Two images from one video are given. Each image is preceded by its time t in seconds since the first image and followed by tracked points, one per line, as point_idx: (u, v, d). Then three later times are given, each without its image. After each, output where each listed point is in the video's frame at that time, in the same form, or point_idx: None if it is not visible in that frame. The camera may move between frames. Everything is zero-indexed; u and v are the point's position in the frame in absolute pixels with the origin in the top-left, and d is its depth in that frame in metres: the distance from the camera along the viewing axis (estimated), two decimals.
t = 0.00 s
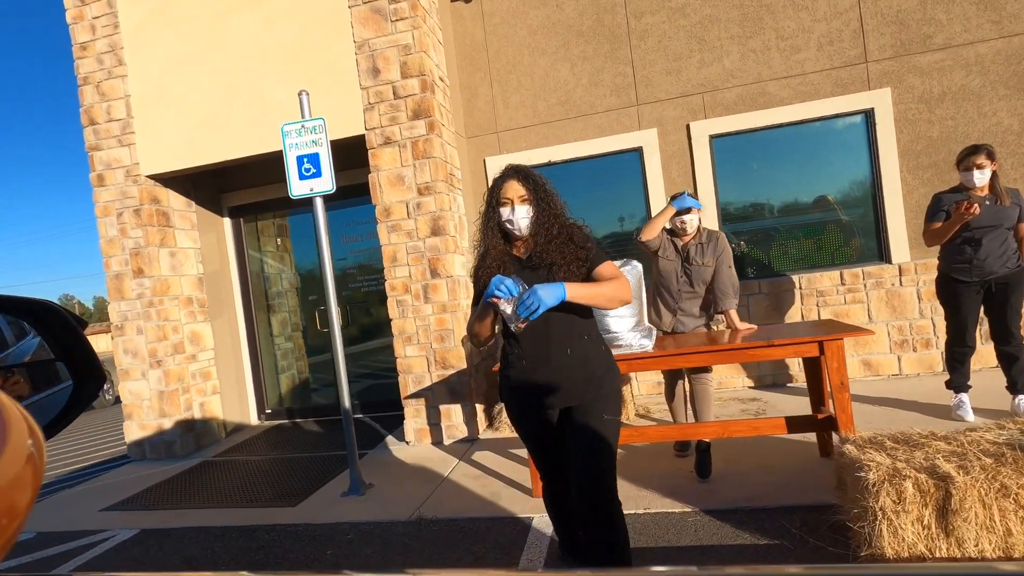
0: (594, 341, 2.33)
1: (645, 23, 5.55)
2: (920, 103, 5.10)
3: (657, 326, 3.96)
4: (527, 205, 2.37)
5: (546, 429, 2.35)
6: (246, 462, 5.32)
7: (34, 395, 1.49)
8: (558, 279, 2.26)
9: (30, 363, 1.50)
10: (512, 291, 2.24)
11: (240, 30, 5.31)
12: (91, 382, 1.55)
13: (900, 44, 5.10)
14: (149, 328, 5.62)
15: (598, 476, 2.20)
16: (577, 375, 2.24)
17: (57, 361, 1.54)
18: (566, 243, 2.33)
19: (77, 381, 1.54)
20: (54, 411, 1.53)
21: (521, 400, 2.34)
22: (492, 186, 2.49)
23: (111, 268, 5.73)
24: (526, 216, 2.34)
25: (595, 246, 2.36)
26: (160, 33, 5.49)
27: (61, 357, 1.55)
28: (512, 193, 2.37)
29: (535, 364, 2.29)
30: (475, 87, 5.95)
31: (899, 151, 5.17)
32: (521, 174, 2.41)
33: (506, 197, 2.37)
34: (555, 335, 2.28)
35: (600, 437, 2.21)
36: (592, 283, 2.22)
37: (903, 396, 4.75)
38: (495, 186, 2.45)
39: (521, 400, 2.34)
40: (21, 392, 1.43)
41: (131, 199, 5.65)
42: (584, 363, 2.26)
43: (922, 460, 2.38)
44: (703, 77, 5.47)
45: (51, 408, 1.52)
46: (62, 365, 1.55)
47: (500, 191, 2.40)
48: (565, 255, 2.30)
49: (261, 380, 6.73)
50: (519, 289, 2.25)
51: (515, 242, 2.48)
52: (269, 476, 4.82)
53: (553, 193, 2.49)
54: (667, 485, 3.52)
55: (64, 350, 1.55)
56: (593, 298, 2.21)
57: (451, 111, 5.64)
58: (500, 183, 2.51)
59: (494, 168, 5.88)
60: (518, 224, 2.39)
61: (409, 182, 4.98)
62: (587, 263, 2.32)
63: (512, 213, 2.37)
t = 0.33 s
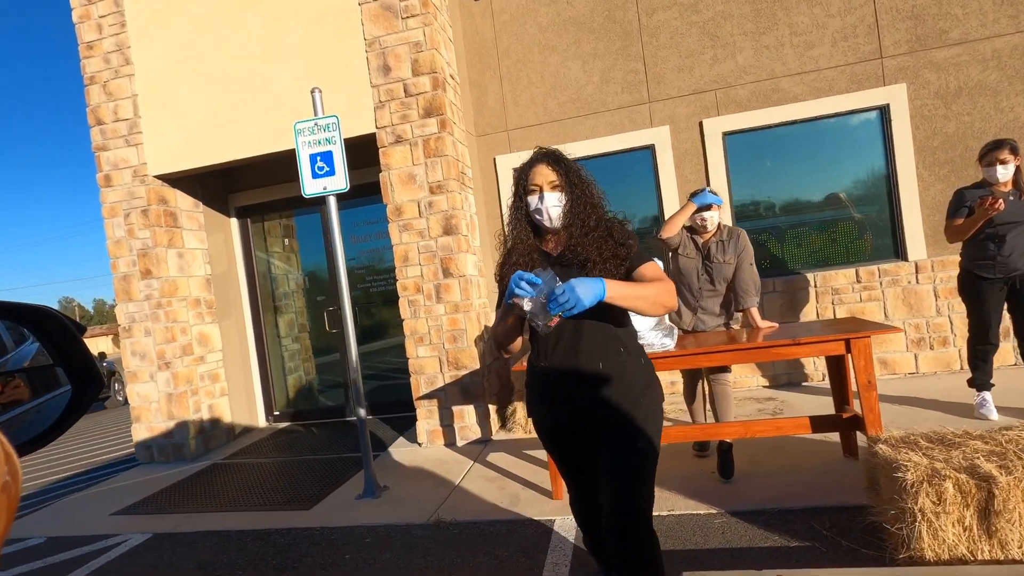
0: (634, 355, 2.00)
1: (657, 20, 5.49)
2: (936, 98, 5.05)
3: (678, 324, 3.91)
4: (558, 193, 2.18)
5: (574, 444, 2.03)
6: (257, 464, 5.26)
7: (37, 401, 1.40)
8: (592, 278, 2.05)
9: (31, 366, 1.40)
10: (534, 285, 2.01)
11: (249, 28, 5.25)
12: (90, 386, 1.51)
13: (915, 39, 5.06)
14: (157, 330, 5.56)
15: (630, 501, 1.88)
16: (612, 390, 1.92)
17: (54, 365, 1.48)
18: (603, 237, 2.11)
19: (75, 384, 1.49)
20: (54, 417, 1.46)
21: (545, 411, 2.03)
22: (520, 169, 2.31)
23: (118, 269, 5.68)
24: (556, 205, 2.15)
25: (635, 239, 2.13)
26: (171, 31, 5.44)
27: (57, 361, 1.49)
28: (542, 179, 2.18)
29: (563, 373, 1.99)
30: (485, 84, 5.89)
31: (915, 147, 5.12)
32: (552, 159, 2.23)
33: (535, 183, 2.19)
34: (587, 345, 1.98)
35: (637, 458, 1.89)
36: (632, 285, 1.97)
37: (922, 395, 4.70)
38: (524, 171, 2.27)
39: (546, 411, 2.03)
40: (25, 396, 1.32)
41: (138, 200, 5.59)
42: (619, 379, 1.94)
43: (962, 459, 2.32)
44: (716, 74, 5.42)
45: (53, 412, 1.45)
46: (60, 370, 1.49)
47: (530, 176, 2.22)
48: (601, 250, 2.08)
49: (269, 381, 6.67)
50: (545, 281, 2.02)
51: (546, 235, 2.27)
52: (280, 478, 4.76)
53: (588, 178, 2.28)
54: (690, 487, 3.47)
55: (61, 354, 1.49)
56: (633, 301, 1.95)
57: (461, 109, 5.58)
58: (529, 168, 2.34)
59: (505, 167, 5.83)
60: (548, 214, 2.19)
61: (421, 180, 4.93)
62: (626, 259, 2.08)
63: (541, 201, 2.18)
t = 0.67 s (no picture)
0: (669, 354, 1.86)
1: (668, 16, 5.45)
2: (951, 94, 5.00)
3: (697, 322, 3.86)
4: (584, 165, 2.03)
5: (600, 446, 1.89)
6: (267, 465, 5.22)
7: (39, 404, 1.38)
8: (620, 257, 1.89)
9: (35, 368, 1.40)
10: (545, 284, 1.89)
11: (257, 26, 5.22)
12: (96, 388, 1.49)
13: (930, 34, 5.01)
14: (166, 330, 5.53)
15: (670, 499, 1.79)
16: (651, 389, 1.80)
17: (60, 367, 1.47)
18: (632, 214, 1.95)
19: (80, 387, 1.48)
20: (60, 419, 1.45)
21: (572, 408, 1.90)
22: (542, 139, 2.15)
23: (126, 270, 5.64)
24: (582, 177, 2.01)
25: (667, 216, 1.97)
26: (178, 30, 5.41)
27: (64, 362, 1.47)
28: (567, 149, 2.04)
29: (593, 372, 1.86)
30: (494, 82, 5.85)
31: (930, 143, 5.07)
32: (577, 127, 2.08)
33: (560, 153, 2.04)
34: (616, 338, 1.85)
35: (673, 455, 1.79)
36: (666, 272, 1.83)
37: (940, 392, 4.65)
38: (546, 139, 2.12)
39: (574, 410, 1.90)
40: (27, 397, 1.32)
41: (147, 200, 5.56)
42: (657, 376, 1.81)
43: (997, 458, 2.28)
44: (729, 70, 5.37)
45: (59, 414, 1.44)
46: (66, 372, 1.47)
47: (553, 146, 2.07)
48: (630, 229, 1.93)
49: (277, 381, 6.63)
50: (556, 272, 1.92)
51: (569, 211, 2.11)
52: (292, 480, 4.73)
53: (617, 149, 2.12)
54: (710, 486, 3.42)
55: (67, 355, 1.47)
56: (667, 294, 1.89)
57: (471, 107, 5.55)
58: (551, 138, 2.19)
59: (515, 165, 5.79)
60: (574, 187, 2.03)
61: (432, 179, 4.89)
62: (656, 237, 1.93)
63: (564, 173, 2.03)
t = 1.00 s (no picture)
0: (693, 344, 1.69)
1: (678, 13, 5.41)
2: (966, 89, 4.95)
3: (712, 321, 3.82)
4: (595, 152, 1.91)
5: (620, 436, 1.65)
6: (278, 466, 5.21)
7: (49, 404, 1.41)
8: (617, 252, 1.75)
9: (44, 369, 1.40)
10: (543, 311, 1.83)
11: (266, 26, 5.20)
12: (102, 391, 1.46)
13: (943, 30, 4.96)
14: (176, 330, 5.52)
15: (700, 498, 1.61)
16: (669, 384, 1.60)
17: (69, 367, 1.46)
18: (640, 203, 1.80)
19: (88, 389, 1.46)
20: (70, 417, 1.46)
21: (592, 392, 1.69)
22: (556, 124, 2.05)
23: (135, 270, 5.63)
24: (592, 165, 1.90)
25: (681, 208, 1.78)
26: (186, 30, 5.40)
27: (72, 363, 1.46)
28: (577, 135, 1.93)
29: (605, 365, 1.67)
30: (503, 81, 5.82)
31: (944, 140, 5.02)
32: (590, 113, 1.97)
33: (570, 139, 1.93)
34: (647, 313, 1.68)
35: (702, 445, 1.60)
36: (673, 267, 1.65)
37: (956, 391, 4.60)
38: (559, 126, 2.01)
39: (584, 404, 1.70)
40: (35, 398, 1.36)
41: (155, 200, 5.55)
42: (676, 370, 1.62)
43: None
44: (739, 67, 5.33)
45: (68, 413, 1.45)
46: (74, 372, 1.46)
47: (564, 133, 1.97)
48: (636, 219, 1.78)
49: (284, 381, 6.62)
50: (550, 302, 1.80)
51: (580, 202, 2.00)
52: (303, 480, 4.71)
53: (635, 135, 1.98)
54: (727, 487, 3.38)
55: (75, 356, 1.45)
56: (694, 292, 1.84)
57: (480, 106, 5.52)
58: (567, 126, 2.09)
59: (523, 164, 5.76)
60: (586, 176, 1.92)
61: (442, 178, 4.87)
62: (664, 230, 1.76)
63: (574, 160, 1.93)
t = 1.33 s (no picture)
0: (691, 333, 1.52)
1: (687, 11, 5.38)
2: (979, 86, 4.90)
3: (724, 320, 3.78)
4: (585, 146, 1.79)
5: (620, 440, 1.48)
6: (287, 466, 5.20)
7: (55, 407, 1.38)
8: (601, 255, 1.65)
9: (52, 372, 1.38)
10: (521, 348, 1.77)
11: (274, 26, 5.20)
12: (107, 392, 1.45)
13: (956, 26, 4.91)
14: (185, 331, 5.53)
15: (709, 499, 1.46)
16: (664, 380, 1.43)
17: (74, 371, 1.45)
18: (629, 202, 1.67)
19: (93, 391, 1.44)
20: (75, 421, 1.43)
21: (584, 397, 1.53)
22: (548, 115, 1.93)
23: (144, 271, 5.64)
24: (582, 160, 1.78)
25: (674, 205, 1.64)
26: (194, 31, 5.40)
27: (77, 366, 1.45)
28: (567, 128, 1.80)
29: (591, 362, 1.50)
30: (511, 80, 5.80)
31: (957, 137, 4.97)
32: (583, 102, 1.83)
33: (559, 132, 1.81)
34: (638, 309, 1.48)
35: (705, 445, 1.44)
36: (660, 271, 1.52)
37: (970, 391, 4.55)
38: (551, 117, 1.88)
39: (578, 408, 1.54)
40: (44, 400, 1.34)
41: (164, 201, 5.56)
42: (675, 363, 1.44)
43: None
44: (749, 64, 5.29)
45: (72, 418, 1.43)
46: (78, 375, 1.45)
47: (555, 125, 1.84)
48: (623, 220, 1.66)
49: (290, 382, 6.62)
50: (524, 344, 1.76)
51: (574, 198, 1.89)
52: (312, 480, 4.71)
53: (633, 126, 1.84)
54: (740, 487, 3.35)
55: (80, 358, 1.45)
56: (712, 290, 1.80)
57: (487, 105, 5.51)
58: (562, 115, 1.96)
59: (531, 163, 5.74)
60: (578, 171, 1.80)
61: (450, 177, 4.85)
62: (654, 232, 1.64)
63: (564, 155, 1.81)
